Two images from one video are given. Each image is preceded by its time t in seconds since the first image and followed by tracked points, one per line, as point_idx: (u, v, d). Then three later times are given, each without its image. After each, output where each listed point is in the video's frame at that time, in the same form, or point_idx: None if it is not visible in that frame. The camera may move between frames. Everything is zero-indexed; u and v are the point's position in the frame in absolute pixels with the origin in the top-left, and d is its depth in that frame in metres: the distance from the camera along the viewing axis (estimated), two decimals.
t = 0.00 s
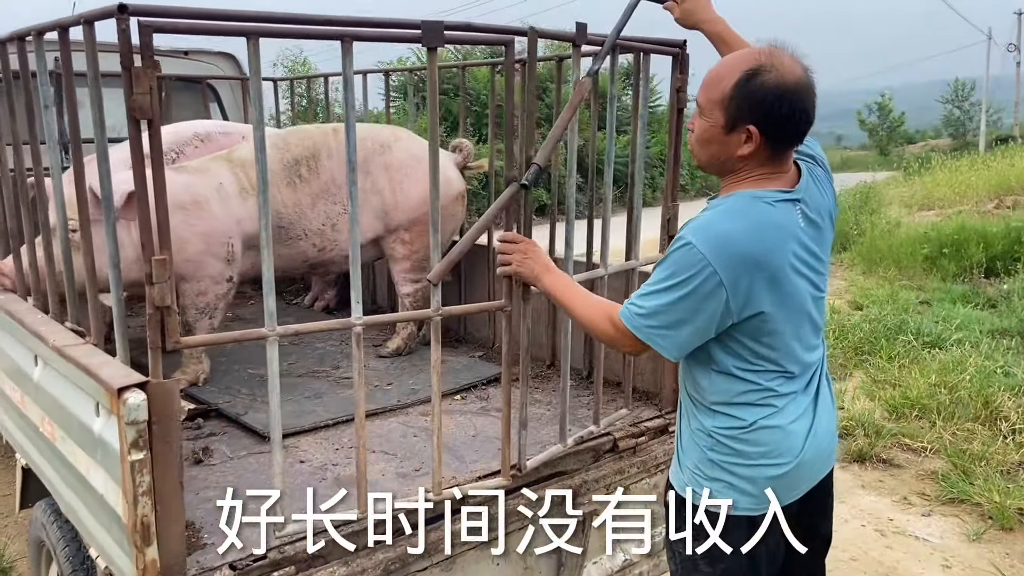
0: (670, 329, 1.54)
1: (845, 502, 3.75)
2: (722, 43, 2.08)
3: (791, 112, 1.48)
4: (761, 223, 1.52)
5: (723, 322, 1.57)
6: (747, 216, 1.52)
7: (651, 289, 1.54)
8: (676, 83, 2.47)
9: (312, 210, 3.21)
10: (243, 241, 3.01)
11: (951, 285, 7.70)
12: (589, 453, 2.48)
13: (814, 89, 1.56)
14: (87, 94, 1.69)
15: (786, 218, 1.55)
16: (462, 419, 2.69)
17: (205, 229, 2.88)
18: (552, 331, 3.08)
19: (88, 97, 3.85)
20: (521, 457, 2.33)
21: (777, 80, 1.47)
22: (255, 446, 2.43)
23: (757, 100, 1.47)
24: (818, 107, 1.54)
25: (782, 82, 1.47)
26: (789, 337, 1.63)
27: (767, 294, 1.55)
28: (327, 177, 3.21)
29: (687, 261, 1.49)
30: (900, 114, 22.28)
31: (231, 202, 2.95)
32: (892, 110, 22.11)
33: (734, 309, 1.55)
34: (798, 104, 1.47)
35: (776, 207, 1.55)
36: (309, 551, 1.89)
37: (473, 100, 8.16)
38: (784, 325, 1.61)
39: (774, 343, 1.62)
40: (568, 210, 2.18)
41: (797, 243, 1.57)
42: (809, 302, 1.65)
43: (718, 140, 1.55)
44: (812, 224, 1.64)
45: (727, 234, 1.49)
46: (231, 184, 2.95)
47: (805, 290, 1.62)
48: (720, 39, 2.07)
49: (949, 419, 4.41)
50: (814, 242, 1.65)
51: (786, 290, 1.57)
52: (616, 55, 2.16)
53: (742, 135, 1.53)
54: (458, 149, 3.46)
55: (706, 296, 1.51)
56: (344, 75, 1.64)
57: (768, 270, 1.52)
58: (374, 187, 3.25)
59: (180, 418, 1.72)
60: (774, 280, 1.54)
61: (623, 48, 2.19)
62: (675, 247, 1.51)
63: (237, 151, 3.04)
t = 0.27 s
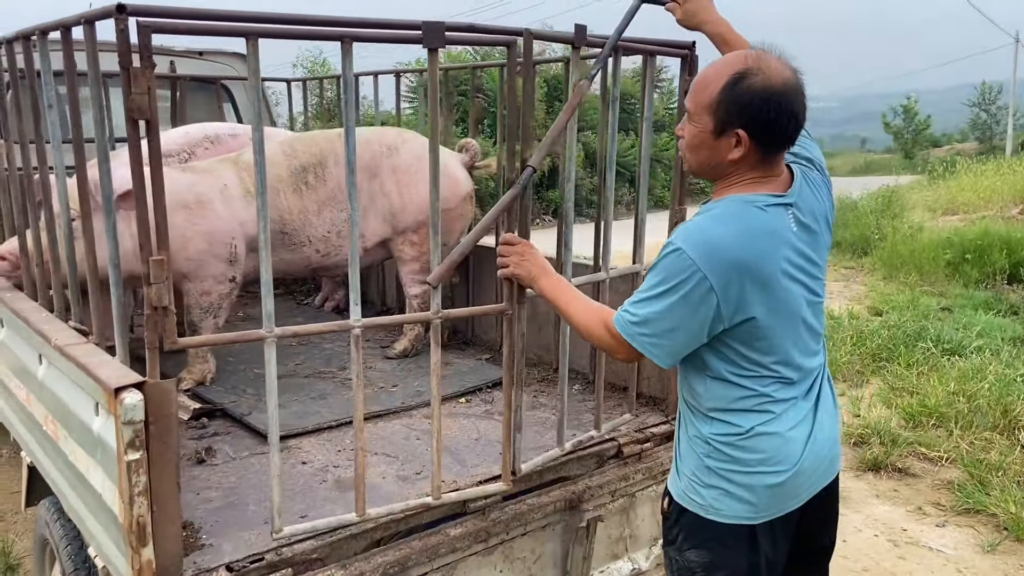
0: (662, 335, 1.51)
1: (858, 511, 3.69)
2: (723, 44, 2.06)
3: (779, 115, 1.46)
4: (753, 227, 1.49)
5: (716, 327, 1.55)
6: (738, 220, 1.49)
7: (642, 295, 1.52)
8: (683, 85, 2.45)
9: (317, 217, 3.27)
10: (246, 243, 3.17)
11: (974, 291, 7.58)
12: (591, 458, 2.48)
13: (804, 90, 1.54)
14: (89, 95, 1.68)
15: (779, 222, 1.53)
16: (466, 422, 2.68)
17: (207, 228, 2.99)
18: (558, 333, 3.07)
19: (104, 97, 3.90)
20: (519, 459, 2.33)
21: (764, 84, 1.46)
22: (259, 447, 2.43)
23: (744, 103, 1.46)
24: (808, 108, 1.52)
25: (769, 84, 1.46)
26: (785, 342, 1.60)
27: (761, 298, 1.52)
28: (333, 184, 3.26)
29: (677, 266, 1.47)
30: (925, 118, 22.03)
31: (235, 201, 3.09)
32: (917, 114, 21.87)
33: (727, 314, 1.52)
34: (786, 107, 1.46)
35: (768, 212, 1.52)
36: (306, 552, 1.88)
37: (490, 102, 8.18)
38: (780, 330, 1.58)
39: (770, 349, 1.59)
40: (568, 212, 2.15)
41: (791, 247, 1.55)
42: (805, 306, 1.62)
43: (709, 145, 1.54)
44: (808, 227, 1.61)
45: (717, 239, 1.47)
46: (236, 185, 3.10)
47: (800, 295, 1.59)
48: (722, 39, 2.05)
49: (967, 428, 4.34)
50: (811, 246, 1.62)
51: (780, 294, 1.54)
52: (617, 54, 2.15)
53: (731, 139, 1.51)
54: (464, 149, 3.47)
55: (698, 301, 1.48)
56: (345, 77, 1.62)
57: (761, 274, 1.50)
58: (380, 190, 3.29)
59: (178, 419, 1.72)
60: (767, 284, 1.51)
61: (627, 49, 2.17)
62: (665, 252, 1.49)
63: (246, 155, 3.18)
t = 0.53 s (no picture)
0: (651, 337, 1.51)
1: (870, 516, 3.65)
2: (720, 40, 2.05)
3: (764, 116, 1.45)
4: (741, 228, 1.49)
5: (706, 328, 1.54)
6: (725, 221, 1.49)
7: (630, 296, 1.51)
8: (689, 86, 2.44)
9: (326, 219, 3.30)
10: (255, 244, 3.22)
11: (996, 295, 7.48)
12: (593, 461, 2.47)
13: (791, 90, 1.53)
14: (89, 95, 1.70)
15: (768, 223, 1.52)
16: (470, 423, 2.68)
17: (216, 228, 3.03)
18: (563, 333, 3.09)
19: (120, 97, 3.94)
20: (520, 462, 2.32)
21: (747, 85, 1.45)
22: (262, 445, 2.45)
23: (727, 103, 1.45)
24: (794, 108, 1.51)
25: (752, 85, 1.45)
26: (777, 343, 1.59)
27: (750, 299, 1.52)
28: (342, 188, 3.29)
29: (664, 267, 1.47)
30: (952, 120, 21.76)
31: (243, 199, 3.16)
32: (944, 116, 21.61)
33: (716, 315, 1.52)
34: (770, 107, 1.45)
35: (756, 214, 1.52)
36: (303, 550, 1.89)
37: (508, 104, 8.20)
38: (772, 331, 1.57)
39: (762, 351, 1.58)
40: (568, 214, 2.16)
41: (781, 248, 1.54)
42: (798, 308, 1.61)
43: (695, 147, 1.54)
44: (800, 229, 1.60)
45: (704, 240, 1.46)
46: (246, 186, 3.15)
47: (792, 296, 1.58)
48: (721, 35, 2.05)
49: (983, 433, 4.28)
50: (803, 248, 1.61)
51: (770, 296, 1.53)
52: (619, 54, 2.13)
53: (717, 141, 1.51)
54: (473, 148, 3.50)
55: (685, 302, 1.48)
56: (343, 77, 1.62)
57: (749, 275, 1.49)
58: (389, 192, 3.31)
59: (175, 416, 1.73)
60: (756, 285, 1.51)
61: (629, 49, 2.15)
62: (652, 253, 1.49)
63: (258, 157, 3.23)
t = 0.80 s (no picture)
0: (662, 329, 1.53)
1: (887, 519, 3.61)
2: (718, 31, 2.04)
3: (778, 109, 1.44)
4: (759, 227, 1.48)
5: (720, 326, 1.54)
6: (743, 219, 1.48)
7: (643, 292, 1.52)
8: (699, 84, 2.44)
9: (340, 218, 3.35)
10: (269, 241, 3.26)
11: None
12: (603, 461, 2.47)
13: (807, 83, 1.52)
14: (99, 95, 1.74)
15: (786, 221, 1.51)
16: (480, 421, 2.69)
17: (229, 226, 3.07)
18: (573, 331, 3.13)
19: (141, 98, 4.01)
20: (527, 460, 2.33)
21: (759, 79, 1.45)
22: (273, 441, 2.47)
23: (740, 99, 1.45)
24: (811, 102, 1.50)
25: (765, 80, 1.45)
26: (795, 344, 1.58)
27: (768, 299, 1.51)
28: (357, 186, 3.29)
29: (679, 264, 1.47)
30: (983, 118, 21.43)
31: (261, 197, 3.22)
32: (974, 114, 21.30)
33: (732, 313, 1.52)
34: (784, 101, 1.44)
35: (774, 212, 1.51)
36: (309, 545, 1.91)
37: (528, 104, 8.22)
38: (790, 332, 1.56)
39: (780, 351, 1.57)
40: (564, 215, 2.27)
41: (799, 247, 1.53)
42: (815, 308, 1.60)
43: (709, 143, 1.53)
44: (817, 228, 1.59)
45: (721, 238, 1.46)
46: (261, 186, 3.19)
47: (809, 296, 1.57)
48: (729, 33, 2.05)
49: (1005, 436, 4.22)
50: (820, 247, 1.60)
51: (789, 295, 1.53)
52: (623, 54, 2.13)
53: (731, 137, 1.50)
54: (487, 147, 3.49)
55: (698, 298, 1.49)
56: (343, 77, 1.64)
57: (767, 275, 1.49)
58: (404, 192, 3.33)
59: (182, 412, 1.75)
60: (774, 285, 1.50)
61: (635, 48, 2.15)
62: (666, 250, 1.49)
63: (272, 156, 3.28)
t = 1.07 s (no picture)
0: (678, 325, 1.53)
1: (912, 518, 3.57)
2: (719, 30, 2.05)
3: (791, 108, 1.44)
4: (776, 223, 1.48)
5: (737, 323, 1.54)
6: (759, 215, 1.48)
7: (660, 288, 1.52)
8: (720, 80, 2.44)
9: (361, 215, 3.38)
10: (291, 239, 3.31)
11: None
12: (620, 458, 2.48)
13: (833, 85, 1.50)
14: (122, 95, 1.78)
15: (803, 218, 1.51)
16: (499, 417, 2.71)
17: (251, 224, 3.12)
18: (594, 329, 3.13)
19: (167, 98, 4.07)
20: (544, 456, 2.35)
21: (777, 75, 1.44)
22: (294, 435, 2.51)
23: (755, 92, 1.45)
24: (833, 104, 1.48)
25: (782, 76, 1.44)
26: (813, 340, 1.58)
27: (785, 295, 1.51)
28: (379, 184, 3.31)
29: (696, 260, 1.47)
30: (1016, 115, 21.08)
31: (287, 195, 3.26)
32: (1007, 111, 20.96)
33: (750, 310, 1.52)
34: (798, 100, 1.43)
35: (792, 208, 1.51)
36: (328, 538, 1.93)
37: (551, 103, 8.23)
38: (807, 328, 1.56)
39: (797, 347, 1.57)
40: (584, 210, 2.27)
41: (816, 243, 1.53)
42: (832, 305, 1.60)
43: (724, 133, 1.54)
44: (833, 224, 1.59)
45: (737, 234, 1.46)
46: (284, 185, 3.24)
47: (826, 292, 1.57)
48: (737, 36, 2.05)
49: None
50: (837, 243, 1.60)
51: (806, 291, 1.53)
52: (643, 50, 2.13)
53: (745, 131, 1.51)
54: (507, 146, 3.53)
55: (715, 294, 1.49)
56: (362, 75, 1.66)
57: (784, 271, 1.49)
58: (425, 190, 3.36)
59: (203, 405, 1.79)
60: (791, 281, 1.50)
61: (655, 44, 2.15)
62: (683, 247, 1.49)
63: (294, 155, 3.33)
